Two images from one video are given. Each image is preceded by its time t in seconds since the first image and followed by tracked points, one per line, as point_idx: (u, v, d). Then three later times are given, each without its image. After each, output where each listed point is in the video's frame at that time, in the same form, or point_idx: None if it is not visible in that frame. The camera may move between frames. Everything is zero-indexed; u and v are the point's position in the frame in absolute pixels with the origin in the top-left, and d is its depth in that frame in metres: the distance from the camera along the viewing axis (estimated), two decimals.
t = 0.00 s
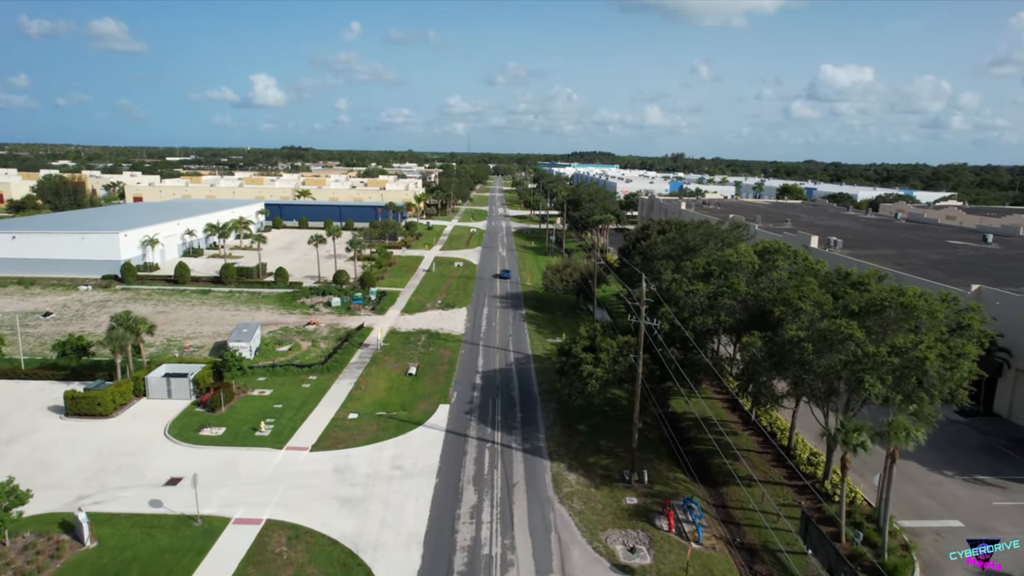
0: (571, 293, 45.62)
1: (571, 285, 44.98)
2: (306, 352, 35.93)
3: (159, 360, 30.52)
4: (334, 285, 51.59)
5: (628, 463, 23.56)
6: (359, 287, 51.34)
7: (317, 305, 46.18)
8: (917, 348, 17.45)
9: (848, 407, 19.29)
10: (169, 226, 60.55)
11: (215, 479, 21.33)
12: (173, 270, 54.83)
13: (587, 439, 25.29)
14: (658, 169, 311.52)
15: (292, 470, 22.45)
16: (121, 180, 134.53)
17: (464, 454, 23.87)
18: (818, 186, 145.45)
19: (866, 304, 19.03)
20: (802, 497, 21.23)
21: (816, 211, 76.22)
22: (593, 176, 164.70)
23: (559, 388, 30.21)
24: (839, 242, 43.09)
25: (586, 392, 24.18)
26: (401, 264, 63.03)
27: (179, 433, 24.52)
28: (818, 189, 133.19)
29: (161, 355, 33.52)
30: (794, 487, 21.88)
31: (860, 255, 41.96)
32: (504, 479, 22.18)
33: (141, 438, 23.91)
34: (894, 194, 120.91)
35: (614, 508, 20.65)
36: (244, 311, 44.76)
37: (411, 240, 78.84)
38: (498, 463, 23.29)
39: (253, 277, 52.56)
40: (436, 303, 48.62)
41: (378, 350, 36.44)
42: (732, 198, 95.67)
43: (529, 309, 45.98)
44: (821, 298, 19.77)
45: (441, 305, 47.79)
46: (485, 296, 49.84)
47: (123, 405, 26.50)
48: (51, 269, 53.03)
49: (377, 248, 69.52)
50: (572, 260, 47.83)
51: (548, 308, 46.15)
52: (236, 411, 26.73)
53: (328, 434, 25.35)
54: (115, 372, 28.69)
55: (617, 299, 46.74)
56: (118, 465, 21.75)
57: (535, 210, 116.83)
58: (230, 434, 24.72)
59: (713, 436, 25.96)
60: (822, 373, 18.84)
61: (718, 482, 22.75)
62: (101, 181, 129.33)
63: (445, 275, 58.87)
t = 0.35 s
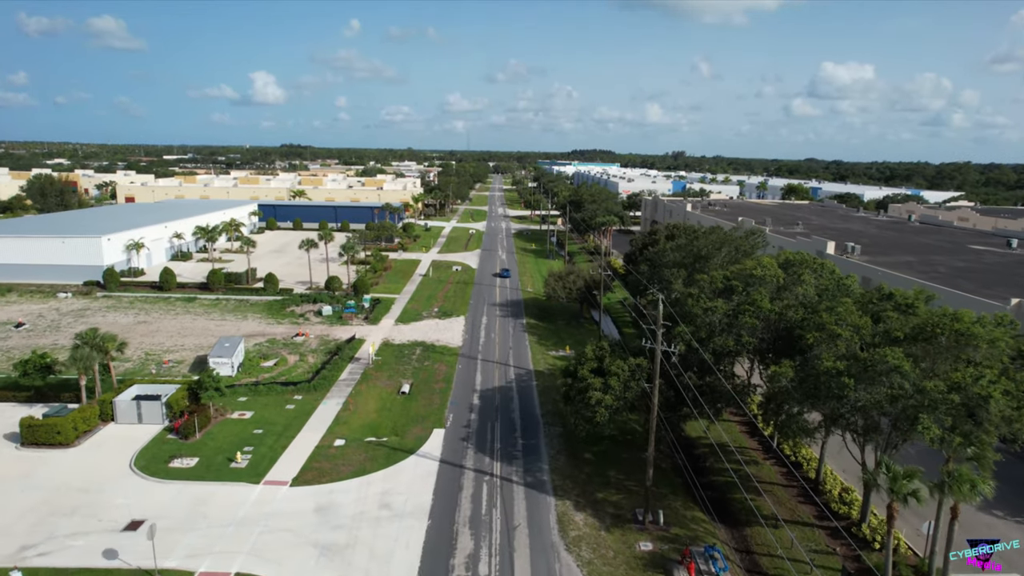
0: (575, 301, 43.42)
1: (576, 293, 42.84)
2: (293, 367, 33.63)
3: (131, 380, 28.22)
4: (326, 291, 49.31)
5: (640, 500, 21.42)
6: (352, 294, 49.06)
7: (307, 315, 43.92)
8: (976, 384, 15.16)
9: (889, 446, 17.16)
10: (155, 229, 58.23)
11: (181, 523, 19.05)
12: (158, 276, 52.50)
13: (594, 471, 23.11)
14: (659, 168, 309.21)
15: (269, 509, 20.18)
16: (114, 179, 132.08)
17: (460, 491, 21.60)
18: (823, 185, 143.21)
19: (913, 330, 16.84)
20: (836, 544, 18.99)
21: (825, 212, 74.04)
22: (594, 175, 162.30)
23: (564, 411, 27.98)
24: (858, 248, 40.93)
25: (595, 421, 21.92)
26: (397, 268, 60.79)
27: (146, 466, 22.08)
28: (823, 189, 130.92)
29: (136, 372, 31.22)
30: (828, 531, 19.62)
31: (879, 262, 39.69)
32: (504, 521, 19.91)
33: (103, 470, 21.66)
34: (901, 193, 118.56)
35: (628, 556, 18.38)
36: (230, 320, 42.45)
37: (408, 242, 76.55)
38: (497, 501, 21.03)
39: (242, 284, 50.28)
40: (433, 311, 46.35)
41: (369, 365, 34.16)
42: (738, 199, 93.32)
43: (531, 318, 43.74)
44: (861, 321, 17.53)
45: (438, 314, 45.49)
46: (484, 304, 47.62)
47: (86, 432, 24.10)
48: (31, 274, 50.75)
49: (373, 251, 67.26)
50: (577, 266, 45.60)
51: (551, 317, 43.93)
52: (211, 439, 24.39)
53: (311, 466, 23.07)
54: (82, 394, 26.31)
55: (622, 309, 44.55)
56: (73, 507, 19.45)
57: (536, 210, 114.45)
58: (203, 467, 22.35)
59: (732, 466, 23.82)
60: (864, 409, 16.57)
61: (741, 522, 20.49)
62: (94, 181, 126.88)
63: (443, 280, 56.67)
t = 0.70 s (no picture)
0: (578, 309, 41.38)
1: (579, 301, 40.83)
2: (279, 383, 31.65)
3: (102, 400, 26.18)
4: (318, 297, 47.33)
5: (653, 540, 19.38)
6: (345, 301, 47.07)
7: (297, 323, 41.97)
8: None
9: (940, 490, 15.09)
10: (142, 232, 56.21)
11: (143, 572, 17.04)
12: (144, 281, 50.49)
13: (602, 504, 21.10)
14: (661, 166, 306.98)
15: (242, 552, 18.21)
16: (108, 178, 129.92)
17: (455, 530, 19.54)
18: (828, 184, 141.17)
19: (967, 358, 14.81)
20: None
21: (833, 212, 71.97)
22: (596, 173, 160.06)
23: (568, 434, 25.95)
24: (876, 253, 38.90)
25: (603, 452, 19.86)
26: (394, 272, 58.80)
27: (109, 501, 19.99)
28: (829, 188, 128.85)
29: (111, 389, 29.21)
30: None
31: (900, 268, 37.68)
32: (503, 567, 17.88)
33: (62, 507, 19.66)
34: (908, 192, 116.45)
35: None
36: (215, 330, 40.47)
37: (405, 244, 74.57)
38: (496, 541, 18.98)
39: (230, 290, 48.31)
40: (429, 319, 44.38)
41: (360, 380, 32.19)
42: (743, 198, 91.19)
43: (533, 326, 41.73)
44: (906, 347, 15.52)
45: (435, 322, 43.52)
46: (483, 311, 45.62)
47: (48, 461, 22.08)
48: (12, 279, 48.82)
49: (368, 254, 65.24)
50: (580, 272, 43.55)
51: (553, 326, 41.89)
52: (184, 467, 22.35)
53: (292, 499, 21.06)
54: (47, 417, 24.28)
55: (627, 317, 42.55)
56: (23, 553, 17.46)
57: (536, 210, 112.38)
58: (173, 501, 20.29)
59: (752, 498, 21.79)
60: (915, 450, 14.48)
61: (767, 566, 18.41)
62: (86, 181, 124.79)
63: (440, 285, 54.68)
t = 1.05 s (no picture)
0: (582, 319, 39.14)
1: (583, 311, 38.65)
2: (262, 402, 29.42)
3: (63, 426, 23.95)
4: (308, 305, 45.12)
5: None
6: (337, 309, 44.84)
7: (285, 334, 39.79)
8: None
9: (1014, 555, 12.84)
10: (127, 236, 53.98)
11: None
12: (127, 287, 48.26)
13: (611, 549, 18.88)
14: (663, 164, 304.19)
15: None
16: (100, 178, 127.51)
17: None
18: (834, 183, 138.73)
19: None
20: None
21: (844, 214, 69.76)
22: (597, 172, 157.44)
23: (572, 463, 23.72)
24: (898, 260, 36.63)
25: (614, 493, 17.65)
26: (389, 276, 56.67)
27: (58, 549, 17.77)
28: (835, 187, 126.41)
29: (78, 411, 27.00)
30: None
31: (924, 276, 35.51)
32: None
33: (4, 556, 17.45)
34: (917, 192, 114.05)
35: None
36: (198, 341, 38.28)
37: (401, 247, 72.42)
38: None
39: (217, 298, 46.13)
40: (424, 329, 42.20)
41: (348, 400, 29.96)
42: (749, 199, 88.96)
43: (534, 337, 39.51)
44: (971, 385, 13.33)
45: (431, 333, 41.31)
46: (481, 321, 43.41)
47: None
48: None
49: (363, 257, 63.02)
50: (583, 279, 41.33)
51: (556, 336, 39.66)
52: (147, 505, 20.13)
53: (266, 543, 18.86)
54: None
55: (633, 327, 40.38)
56: None
57: (537, 210, 110.14)
58: (131, 548, 18.06)
59: (778, 540, 19.55)
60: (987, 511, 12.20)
61: None
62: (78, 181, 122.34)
63: (437, 291, 52.47)
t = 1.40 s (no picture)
0: (586, 330, 37.06)
1: (588, 321, 36.56)
2: (243, 423, 27.36)
3: (20, 456, 21.89)
4: (299, 313, 43.07)
5: None
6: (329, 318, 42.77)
7: (273, 346, 37.77)
8: None
9: None
10: (112, 240, 51.97)
11: None
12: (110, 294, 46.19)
13: None
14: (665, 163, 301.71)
15: None
16: (94, 178, 125.35)
17: None
18: (841, 183, 136.23)
19: None
20: None
21: (856, 216, 67.67)
22: (600, 171, 155.05)
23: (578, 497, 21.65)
24: (922, 269, 34.50)
25: (627, 544, 15.61)
26: (385, 281, 54.70)
27: None
28: (842, 187, 123.91)
29: (42, 435, 24.95)
30: None
31: (952, 285, 33.40)
32: None
33: None
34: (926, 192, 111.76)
35: None
36: (180, 352, 36.24)
37: (399, 249, 70.40)
38: None
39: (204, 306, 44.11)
40: (420, 340, 40.17)
41: (336, 421, 27.91)
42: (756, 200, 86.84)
43: (536, 350, 37.43)
44: None
45: (427, 344, 39.25)
46: (479, 331, 41.34)
47: None
48: None
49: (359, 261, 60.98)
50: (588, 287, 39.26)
51: (558, 348, 37.58)
52: (103, 550, 18.10)
53: None
54: None
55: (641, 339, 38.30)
56: None
57: (538, 211, 108.08)
58: None
59: None
60: None
61: None
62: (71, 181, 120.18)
63: (434, 297, 50.41)
